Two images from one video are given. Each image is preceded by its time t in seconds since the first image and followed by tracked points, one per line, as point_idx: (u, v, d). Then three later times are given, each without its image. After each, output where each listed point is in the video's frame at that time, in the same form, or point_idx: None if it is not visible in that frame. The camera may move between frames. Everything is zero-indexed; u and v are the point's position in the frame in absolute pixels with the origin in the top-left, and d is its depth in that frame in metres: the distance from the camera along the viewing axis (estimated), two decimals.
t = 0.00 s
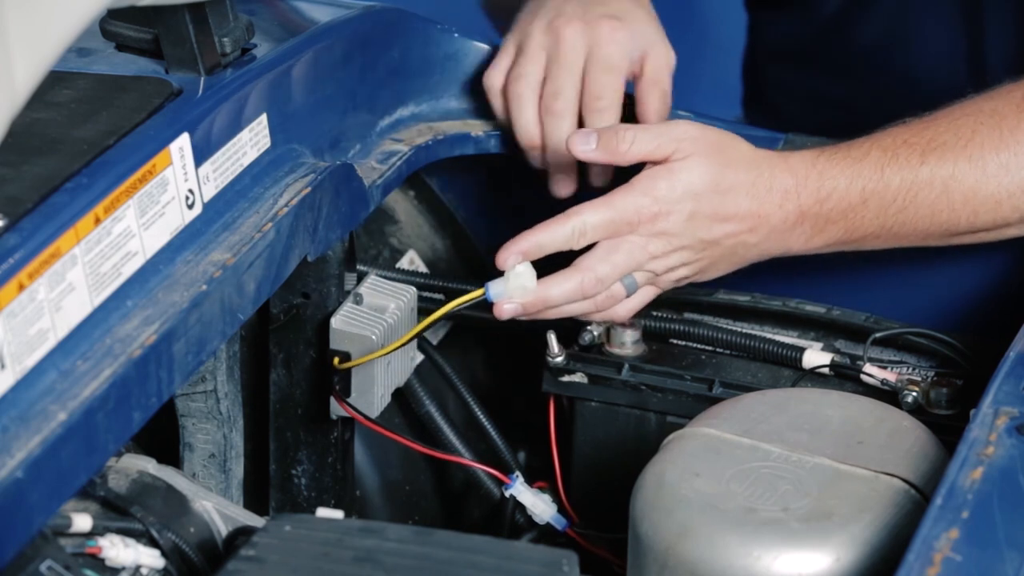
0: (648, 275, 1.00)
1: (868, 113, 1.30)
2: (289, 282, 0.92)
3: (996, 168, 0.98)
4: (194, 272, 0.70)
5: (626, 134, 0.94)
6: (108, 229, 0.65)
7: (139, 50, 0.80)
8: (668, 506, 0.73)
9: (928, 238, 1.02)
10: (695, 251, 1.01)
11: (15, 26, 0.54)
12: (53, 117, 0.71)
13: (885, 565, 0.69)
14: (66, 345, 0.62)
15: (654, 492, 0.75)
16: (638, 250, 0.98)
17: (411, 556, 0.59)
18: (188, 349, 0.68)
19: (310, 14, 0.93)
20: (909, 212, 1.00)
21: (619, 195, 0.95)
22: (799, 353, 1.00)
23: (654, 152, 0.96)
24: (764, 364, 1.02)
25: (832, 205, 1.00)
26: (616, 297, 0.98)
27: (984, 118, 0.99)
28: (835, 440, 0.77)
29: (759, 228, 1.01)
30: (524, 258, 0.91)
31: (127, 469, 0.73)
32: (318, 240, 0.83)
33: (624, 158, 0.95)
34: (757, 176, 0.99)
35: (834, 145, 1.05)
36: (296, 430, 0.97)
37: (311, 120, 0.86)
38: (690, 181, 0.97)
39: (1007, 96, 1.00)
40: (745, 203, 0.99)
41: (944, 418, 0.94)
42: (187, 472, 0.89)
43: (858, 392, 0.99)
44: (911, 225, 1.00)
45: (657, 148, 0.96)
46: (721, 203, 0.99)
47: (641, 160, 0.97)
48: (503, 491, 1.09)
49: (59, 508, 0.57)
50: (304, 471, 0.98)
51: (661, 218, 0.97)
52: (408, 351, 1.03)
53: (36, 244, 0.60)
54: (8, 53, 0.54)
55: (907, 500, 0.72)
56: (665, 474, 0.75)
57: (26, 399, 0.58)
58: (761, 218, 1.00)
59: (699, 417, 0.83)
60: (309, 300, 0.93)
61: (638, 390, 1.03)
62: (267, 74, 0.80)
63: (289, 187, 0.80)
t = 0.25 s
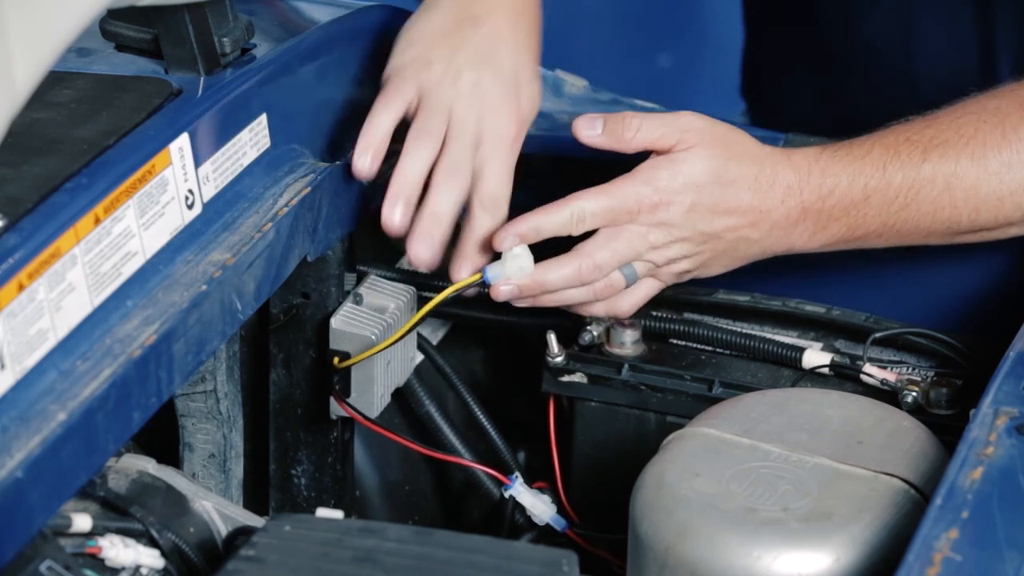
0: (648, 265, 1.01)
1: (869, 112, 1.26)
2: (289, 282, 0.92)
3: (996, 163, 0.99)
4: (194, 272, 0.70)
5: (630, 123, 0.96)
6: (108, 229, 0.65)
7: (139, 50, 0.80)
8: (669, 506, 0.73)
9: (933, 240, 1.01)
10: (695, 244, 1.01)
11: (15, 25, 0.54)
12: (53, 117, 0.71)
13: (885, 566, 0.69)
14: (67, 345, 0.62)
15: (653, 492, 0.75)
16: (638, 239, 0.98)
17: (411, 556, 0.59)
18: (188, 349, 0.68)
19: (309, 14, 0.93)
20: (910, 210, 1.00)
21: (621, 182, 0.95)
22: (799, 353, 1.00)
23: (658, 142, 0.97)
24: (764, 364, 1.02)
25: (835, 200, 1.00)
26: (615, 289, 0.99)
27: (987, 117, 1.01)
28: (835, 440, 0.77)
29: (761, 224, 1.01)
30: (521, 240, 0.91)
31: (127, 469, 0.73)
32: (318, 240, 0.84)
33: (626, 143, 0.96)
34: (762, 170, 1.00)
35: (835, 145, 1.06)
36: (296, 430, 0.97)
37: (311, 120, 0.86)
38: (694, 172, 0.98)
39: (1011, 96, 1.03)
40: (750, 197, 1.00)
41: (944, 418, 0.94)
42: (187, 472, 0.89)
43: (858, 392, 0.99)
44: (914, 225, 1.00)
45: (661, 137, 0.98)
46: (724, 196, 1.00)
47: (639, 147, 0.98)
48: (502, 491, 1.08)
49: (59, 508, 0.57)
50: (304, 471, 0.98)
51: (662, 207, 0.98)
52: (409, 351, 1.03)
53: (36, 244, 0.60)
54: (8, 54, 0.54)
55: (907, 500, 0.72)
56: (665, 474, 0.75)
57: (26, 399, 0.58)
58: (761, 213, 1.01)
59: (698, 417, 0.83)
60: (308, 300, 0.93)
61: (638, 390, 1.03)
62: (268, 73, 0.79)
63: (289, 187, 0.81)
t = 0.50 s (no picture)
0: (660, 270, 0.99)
1: (871, 110, 1.25)
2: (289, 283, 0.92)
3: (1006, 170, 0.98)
4: (194, 272, 0.70)
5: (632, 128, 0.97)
6: (108, 229, 0.65)
7: (139, 50, 0.80)
8: (669, 506, 0.73)
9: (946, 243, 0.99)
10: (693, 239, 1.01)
11: (15, 26, 0.54)
12: (53, 117, 0.71)
13: (885, 566, 0.69)
14: (66, 345, 0.62)
15: (653, 492, 0.75)
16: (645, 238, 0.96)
17: (411, 556, 0.59)
18: (188, 349, 0.68)
19: (309, 13, 0.94)
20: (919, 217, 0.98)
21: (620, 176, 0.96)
22: (799, 353, 1.00)
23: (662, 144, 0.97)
24: (764, 364, 1.02)
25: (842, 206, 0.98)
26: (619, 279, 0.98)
27: (995, 122, 1.00)
28: (835, 440, 0.77)
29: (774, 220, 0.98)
30: (522, 214, 0.97)
31: (127, 469, 0.73)
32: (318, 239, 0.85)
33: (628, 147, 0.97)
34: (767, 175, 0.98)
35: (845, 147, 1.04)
36: (296, 430, 0.97)
37: (311, 120, 0.86)
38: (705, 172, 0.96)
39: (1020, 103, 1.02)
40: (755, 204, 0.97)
41: (944, 419, 0.94)
42: (187, 472, 0.89)
43: (858, 393, 0.99)
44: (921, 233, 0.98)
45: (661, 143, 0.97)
46: (729, 205, 0.97)
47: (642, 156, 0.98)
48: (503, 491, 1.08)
49: (59, 508, 0.58)
50: (304, 471, 0.98)
51: (668, 199, 0.96)
52: (408, 351, 1.03)
53: (35, 245, 0.60)
54: (8, 53, 0.54)
55: (907, 500, 0.72)
56: (665, 474, 0.75)
57: (26, 398, 0.58)
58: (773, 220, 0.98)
59: (698, 417, 0.83)
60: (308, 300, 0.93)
61: (638, 390, 1.03)
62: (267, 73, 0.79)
63: (289, 187, 0.81)
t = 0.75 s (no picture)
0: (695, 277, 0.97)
1: (871, 110, 1.23)
2: (289, 282, 0.92)
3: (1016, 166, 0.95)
4: (194, 272, 0.70)
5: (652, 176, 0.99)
6: (108, 229, 0.65)
7: (139, 50, 0.80)
8: (668, 506, 0.73)
9: (961, 230, 0.96)
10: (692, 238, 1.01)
11: (15, 25, 0.54)
12: (53, 117, 0.70)
13: (885, 565, 0.69)
14: (66, 345, 0.62)
15: (653, 492, 0.75)
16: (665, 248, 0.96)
17: (411, 556, 0.59)
18: (188, 348, 0.68)
19: (310, 11, 0.95)
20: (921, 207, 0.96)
21: (626, 208, 0.98)
22: (799, 352, 1.00)
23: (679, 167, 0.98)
24: (764, 364, 1.02)
25: (846, 194, 0.96)
26: (651, 299, 0.98)
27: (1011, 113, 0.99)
28: (835, 440, 0.77)
29: (787, 200, 0.96)
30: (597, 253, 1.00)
31: (127, 468, 0.73)
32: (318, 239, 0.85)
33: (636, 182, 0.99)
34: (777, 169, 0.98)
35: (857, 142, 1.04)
36: (296, 430, 0.97)
37: (311, 119, 0.86)
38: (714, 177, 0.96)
39: None
40: (760, 193, 0.96)
41: (944, 418, 0.94)
42: (187, 472, 0.89)
43: (858, 392, 0.99)
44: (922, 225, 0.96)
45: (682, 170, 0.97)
46: (736, 199, 0.96)
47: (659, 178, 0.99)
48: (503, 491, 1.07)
49: (59, 508, 0.58)
50: (304, 470, 0.98)
51: (679, 202, 0.95)
52: (408, 351, 1.03)
53: (35, 245, 0.60)
54: (8, 54, 0.54)
55: (907, 500, 0.72)
56: (665, 474, 0.75)
57: (26, 398, 0.58)
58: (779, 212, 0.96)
59: (698, 417, 0.83)
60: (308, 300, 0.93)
61: (637, 391, 1.03)
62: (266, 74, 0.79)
63: (288, 187, 0.81)
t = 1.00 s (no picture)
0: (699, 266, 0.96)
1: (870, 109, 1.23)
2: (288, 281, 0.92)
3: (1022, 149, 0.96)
4: (194, 271, 0.70)
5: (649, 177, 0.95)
6: (108, 229, 0.65)
7: (138, 50, 0.80)
8: (668, 506, 0.73)
9: (956, 215, 0.97)
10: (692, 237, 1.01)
11: (15, 25, 0.54)
12: (52, 117, 0.70)
13: (885, 565, 0.69)
14: (66, 345, 0.62)
15: (653, 492, 0.75)
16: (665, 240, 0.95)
17: (411, 556, 0.59)
18: (188, 348, 0.68)
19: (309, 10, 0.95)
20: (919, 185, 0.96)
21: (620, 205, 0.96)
22: (798, 352, 1.00)
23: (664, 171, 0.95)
24: (764, 363, 1.02)
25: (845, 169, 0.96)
26: (661, 294, 0.98)
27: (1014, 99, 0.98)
28: (835, 440, 0.77)
29: (786, 182, 0.95)
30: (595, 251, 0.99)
31: (127, 468, 0.73)
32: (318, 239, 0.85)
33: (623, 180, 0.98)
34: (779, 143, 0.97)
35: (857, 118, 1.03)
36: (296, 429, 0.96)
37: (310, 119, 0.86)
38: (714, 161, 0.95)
39: None
40: (761, 173, 0.95)
41: (943, 418, 0.94)
42: (186, 471, 0.89)
43: (858, 392, 0.99)
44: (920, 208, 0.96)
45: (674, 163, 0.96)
46: (734, 184, 0.95)
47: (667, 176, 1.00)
48: (503, 491, 1.07)
49: (59, 508, 0.58)
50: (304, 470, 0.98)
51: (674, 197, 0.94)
52: (408, 350, 1.06)
53: (35, 245, 0.60)
54: (7, 55, 0.54)
55: (906, 499, 0.72)
56: (665, 474, 0.75)
57: (26, 398, 0.58)
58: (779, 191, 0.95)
59: (698, 416, 0.83)
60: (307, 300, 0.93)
61: (637, 390, 1.03)
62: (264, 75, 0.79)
63: (288, 187, 0.81)
